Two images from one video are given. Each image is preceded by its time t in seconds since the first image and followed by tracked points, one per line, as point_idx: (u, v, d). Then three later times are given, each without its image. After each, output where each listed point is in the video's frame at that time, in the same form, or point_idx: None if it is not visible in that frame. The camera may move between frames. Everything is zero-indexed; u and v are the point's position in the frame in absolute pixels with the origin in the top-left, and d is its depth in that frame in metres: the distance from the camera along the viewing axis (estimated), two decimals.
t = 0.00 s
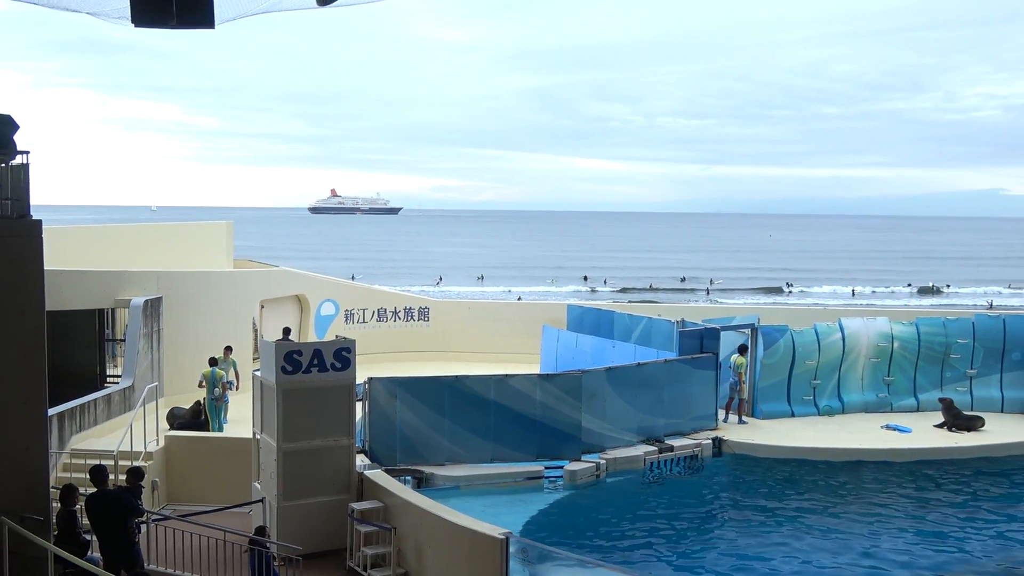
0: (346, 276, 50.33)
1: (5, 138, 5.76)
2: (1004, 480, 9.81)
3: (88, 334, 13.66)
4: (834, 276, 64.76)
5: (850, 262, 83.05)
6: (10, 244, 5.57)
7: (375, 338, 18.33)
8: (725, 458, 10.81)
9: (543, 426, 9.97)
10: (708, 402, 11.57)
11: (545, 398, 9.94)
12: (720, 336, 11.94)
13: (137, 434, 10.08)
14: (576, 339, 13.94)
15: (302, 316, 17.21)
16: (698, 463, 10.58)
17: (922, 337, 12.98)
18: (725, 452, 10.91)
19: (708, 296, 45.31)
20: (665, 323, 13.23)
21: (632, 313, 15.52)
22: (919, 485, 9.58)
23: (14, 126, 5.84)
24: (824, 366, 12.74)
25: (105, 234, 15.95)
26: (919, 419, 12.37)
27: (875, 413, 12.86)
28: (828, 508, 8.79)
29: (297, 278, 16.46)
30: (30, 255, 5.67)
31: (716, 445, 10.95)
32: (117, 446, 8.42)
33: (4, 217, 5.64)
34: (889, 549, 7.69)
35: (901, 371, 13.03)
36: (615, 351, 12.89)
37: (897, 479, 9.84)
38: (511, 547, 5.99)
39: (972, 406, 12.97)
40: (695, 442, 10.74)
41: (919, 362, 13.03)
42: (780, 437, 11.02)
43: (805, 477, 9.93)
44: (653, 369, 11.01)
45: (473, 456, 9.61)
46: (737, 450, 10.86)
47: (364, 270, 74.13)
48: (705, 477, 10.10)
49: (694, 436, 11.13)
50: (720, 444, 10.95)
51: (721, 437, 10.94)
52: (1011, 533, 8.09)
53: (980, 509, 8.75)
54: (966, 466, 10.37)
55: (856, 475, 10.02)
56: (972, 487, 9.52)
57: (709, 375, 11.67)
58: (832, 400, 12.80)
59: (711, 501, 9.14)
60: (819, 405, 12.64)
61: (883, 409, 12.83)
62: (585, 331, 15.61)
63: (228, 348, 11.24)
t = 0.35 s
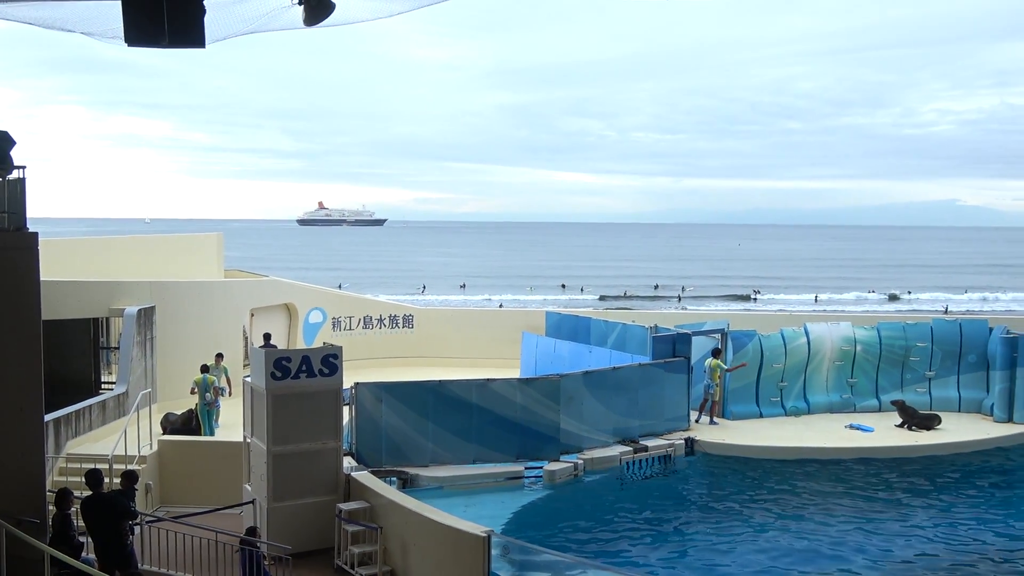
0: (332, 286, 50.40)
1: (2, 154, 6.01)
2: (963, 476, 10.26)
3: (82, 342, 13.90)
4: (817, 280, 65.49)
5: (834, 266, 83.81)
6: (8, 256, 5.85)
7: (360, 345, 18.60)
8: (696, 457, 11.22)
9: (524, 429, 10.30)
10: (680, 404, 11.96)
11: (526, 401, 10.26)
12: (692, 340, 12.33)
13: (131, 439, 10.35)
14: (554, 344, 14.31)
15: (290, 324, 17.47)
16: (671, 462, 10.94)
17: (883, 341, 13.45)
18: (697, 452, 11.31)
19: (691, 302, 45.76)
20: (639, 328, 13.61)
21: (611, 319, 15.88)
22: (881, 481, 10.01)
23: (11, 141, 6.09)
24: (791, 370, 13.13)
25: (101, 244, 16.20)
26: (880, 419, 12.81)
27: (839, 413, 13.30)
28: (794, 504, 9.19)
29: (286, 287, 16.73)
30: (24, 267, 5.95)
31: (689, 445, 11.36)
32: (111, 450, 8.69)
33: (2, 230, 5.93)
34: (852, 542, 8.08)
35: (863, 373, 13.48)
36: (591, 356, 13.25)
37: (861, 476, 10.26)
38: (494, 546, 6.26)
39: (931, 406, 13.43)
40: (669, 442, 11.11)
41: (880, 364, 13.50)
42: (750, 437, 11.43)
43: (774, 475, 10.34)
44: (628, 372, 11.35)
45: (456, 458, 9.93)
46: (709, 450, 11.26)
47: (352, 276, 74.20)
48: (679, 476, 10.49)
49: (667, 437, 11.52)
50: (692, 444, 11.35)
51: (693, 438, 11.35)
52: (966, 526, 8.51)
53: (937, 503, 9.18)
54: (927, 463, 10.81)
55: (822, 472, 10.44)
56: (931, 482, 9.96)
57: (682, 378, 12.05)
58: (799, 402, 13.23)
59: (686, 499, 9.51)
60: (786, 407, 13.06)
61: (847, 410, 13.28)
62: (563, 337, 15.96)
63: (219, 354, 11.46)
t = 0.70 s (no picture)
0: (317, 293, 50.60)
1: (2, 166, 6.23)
2: (926, 472, 10.73)
3: (79, 350, 14.16)
4: (796, 288, 66.47)
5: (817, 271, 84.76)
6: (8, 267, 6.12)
7: (350, 350, 18.91)
8: (672, 456, 11.66)
9: (506, 430, 10.65)
10: (655, 404, 12.40)
11: (507, 403, 10.61)
12: (666, 344, 12.86)
13: (127, 441, 10.62)
14: (535, 348, 14.69)
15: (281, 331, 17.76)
16: (647, 461, 11.34)
17: (848, 344, 14.09)
18: (672, 450, 11.77)
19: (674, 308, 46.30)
20: (616, 333, 13.95)
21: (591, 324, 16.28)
22: (847, 478, 10.46)
23: (12, 155, 6.30)
24: (761, 372, 13.74)
25: (97, 253, 16.44)
26: (846, 419, 13.43)
27: (806, 413, 13.98)
28: (766, 500, 9.59)
29: (277, 294, 17.00)
30: (25, 276, 6.23)
31: (664, 444, 11.81)
32: (109, 453, 8.96)
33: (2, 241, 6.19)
34: (820, 536, 8.48)
35: (830, 374, 14.13)
36: (571, 360, 13.64)
37: (829, 473, 10.70)
38: (479, 542, 6.54)
39: (894, 405, 14.12)
40: (645, 442, 11.52)
41: (845, 366, 14.15)
42: (724, 437, 11.91)
43: (745, 472, 10.76)
44: (605, 375, 11.72)
45: (441, 458, 10.27)
46: (685, 449, 11.72)
47: (341, 281, 74.33)
48: (657, 474, 10.89)
49: (643, 437, 11.94)
50: (667, 444, 11.83)
51: (668, 437, 11.84)
52: (927, 519, 8.95)
53: (901, 498, 9.63)
54: (892, 460, 11.28)
55: (792, 470, 10.87)
56: (895, 479, 10.42)
57: (657, 380, 12.48)
58: (768, 402, 13.85)
59: (663, 496, 9.90)
60: (756, 407, 13.67)
61: (814, 409, 13.94)
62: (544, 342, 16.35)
63: (211, 359, 11.73)
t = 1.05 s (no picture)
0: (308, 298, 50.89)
1: (4, 178, 6.47)
2: (895, 470, 11.17)
3: (80, 355, 14.46)
4: (782, 293, 67.25)
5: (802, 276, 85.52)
6: (9, 275, 6.45)
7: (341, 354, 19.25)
8: (650, 455, 12.07)
9: (491, 430, 11.06)
10: (634, 405, 12.82)
11: (492, 404, 11.03)
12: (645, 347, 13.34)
13: (125, 443, 10.93)
14: (519, 351, 15.07)
15: (276, 336, 18.07)
16: (626, 459, 11.75)
17: (816, 347, 14.56)
18: (650, 449, 12.18)
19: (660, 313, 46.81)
20: (596, 337, 14.36)
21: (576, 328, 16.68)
22: (817, 476, 10.88)
23: (13, 166, 6.55)
24: (734, 374, 14.19)
25: (96, 260, 16.75)
26: (816, 418, 13.94)
27: (777, 413, 14.48)
28: (740, 497, 9.99)
29: (272, 301, 17.30)
30: (27, 284, 6.55)
31: (642, 443, 12.22)
32: (109, 454, 9.27)
33: (4, 249, 6.50)
34: (790, 531, 8.87)
35: (799, 376, 14.62)
36: (553, 362, 14.01)
37: (800, 471, 11.13)
38: (464, 537, 6.83)
39: (860, 405, 14.63)
40: (624, 441, 11.92)
41: (813, 368, 14.61)
42: (701, 436, 12.36)
43: (721, 471, 11.16)
44: (586, 378, 12.11)
45: (429, 458, 10.65)
46: (663, 448, 12.13)
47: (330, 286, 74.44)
48: (636, 472, 11.28)
49: (623, 436, 12.34)
50: (646, 442, 12.22)
51: (646, 437, 12.24)
52: (891, 515, 9.38)
53: (868, 495, 10.06)
54: (861, 459, 11.73)
55: (765, 468, 11.28)
56: (863, 476, 10.86)
57: (636, 381, 12.91)
58: (740, 402, 14.33)
59: (643, 493, 10.29)
60: (729, 407, 14.16)
61: (784, 410, 14.45)
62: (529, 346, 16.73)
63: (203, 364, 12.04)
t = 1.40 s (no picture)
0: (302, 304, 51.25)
1: (11, 187, 6.86)
2: (869, 467, 11.58)
3: (84, 358, 14.76)
4: (771, 298, 67.91)
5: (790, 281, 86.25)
6: (16, 281, 6.75)
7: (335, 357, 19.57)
8: (634, 453, 12.44)
9: (480, 430, 11.43)
10: (618, 405, 13.21)
11: (482, 404, 11.40)
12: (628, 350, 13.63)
13: (128, 443, 11.25)
14: (508, 353, 15.43)
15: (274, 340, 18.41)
16: (610, 457, 12.15)
17: (791, 349, 14.96)
18: (633, 447, 12.56)
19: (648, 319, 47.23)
20: (582, 339, 14.77)
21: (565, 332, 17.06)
22: (794, 472, 11.29)
23: (19, 176, 6.96)
24: (714, 374, 14.60)
25: (100, 265, 17.05)
26: (794, 417, 14.39)
27: (754, 412, 14.93)
28: (720, 494, 10.36)
29: (269, 306, 17.60)
30: (33, 290, 6.84)
31: (626, 442, 12.59)
32: (112, 454, 9.57)
33: (12, 256, 6.82)
34: (768, 525, 9.25)
35: (775, 377, 15.04)
36: (540, 364, 14.38)
37: (778, 468, 11.52)
38: (456, 533, 7.13)
39: (833, 404, 15.10)
40: (609, 440, 12.29)
41: (789, 369, 15.05)
42: (683, 434, 12.75)
43: (701, 468, 11.55)
44: (572, 379, 12.48)
45: (421, 456, 11.02)
46: (646, 447, 12.51)
47: (322, 291, 74.59)
48: (621, 470, 11.66)
49: (607, 435, 12.72)
50: (629, 441, 12.61)
51: (629, 436, 12.62)
52: (864, 509, 9.77)
53: (842, 490, 10.45)
54: (837, 457, 12.14)
55: (744, 465, 11.67)
56: (838, 473, 11.26)
57: (620, 382, 13.30)
58: (720, 402, 14.76)
59: (627, 491, 10.65)
60: (709, 407, 14.58)
61: (761, 409, 14.89)
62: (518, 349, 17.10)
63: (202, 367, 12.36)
